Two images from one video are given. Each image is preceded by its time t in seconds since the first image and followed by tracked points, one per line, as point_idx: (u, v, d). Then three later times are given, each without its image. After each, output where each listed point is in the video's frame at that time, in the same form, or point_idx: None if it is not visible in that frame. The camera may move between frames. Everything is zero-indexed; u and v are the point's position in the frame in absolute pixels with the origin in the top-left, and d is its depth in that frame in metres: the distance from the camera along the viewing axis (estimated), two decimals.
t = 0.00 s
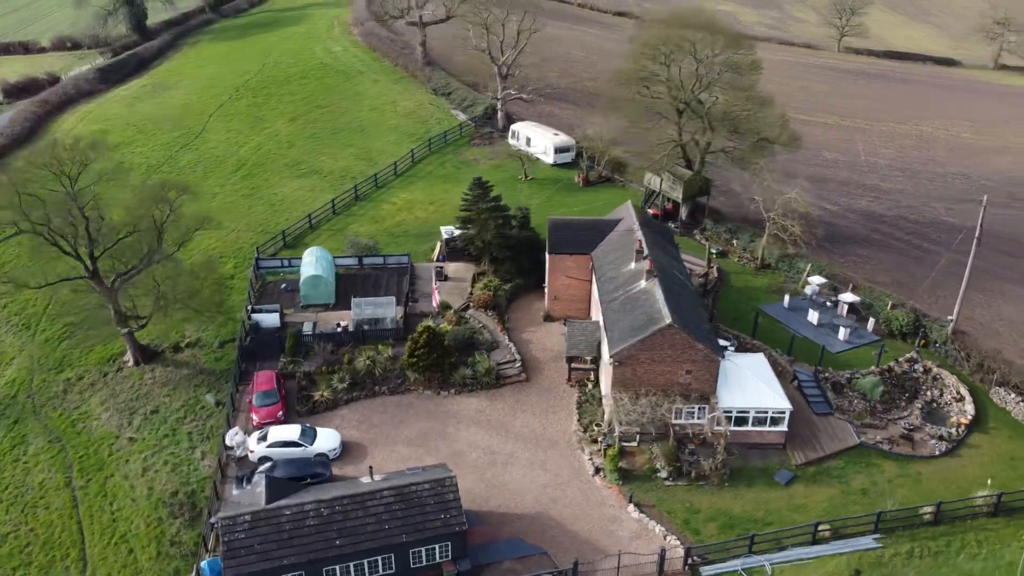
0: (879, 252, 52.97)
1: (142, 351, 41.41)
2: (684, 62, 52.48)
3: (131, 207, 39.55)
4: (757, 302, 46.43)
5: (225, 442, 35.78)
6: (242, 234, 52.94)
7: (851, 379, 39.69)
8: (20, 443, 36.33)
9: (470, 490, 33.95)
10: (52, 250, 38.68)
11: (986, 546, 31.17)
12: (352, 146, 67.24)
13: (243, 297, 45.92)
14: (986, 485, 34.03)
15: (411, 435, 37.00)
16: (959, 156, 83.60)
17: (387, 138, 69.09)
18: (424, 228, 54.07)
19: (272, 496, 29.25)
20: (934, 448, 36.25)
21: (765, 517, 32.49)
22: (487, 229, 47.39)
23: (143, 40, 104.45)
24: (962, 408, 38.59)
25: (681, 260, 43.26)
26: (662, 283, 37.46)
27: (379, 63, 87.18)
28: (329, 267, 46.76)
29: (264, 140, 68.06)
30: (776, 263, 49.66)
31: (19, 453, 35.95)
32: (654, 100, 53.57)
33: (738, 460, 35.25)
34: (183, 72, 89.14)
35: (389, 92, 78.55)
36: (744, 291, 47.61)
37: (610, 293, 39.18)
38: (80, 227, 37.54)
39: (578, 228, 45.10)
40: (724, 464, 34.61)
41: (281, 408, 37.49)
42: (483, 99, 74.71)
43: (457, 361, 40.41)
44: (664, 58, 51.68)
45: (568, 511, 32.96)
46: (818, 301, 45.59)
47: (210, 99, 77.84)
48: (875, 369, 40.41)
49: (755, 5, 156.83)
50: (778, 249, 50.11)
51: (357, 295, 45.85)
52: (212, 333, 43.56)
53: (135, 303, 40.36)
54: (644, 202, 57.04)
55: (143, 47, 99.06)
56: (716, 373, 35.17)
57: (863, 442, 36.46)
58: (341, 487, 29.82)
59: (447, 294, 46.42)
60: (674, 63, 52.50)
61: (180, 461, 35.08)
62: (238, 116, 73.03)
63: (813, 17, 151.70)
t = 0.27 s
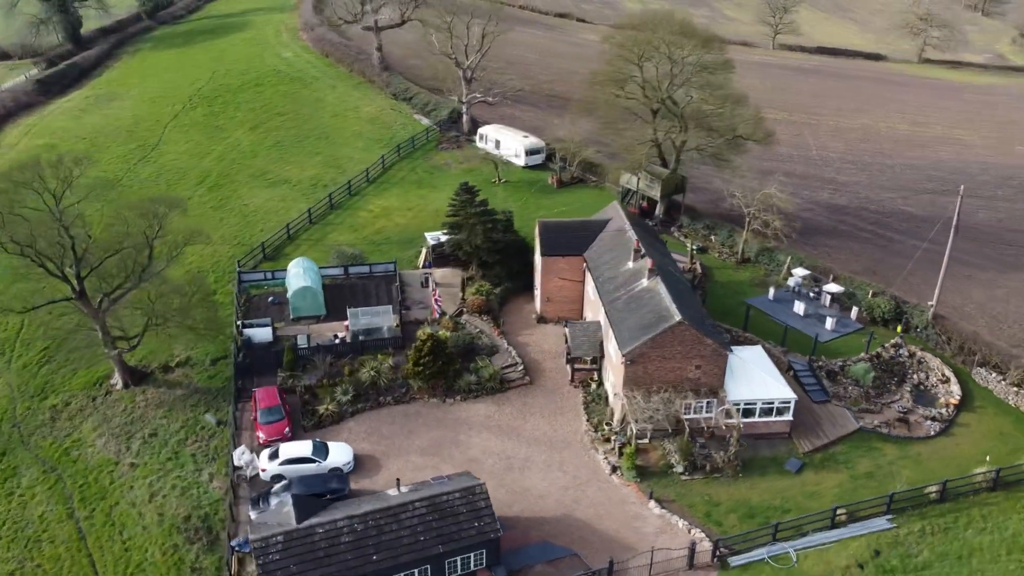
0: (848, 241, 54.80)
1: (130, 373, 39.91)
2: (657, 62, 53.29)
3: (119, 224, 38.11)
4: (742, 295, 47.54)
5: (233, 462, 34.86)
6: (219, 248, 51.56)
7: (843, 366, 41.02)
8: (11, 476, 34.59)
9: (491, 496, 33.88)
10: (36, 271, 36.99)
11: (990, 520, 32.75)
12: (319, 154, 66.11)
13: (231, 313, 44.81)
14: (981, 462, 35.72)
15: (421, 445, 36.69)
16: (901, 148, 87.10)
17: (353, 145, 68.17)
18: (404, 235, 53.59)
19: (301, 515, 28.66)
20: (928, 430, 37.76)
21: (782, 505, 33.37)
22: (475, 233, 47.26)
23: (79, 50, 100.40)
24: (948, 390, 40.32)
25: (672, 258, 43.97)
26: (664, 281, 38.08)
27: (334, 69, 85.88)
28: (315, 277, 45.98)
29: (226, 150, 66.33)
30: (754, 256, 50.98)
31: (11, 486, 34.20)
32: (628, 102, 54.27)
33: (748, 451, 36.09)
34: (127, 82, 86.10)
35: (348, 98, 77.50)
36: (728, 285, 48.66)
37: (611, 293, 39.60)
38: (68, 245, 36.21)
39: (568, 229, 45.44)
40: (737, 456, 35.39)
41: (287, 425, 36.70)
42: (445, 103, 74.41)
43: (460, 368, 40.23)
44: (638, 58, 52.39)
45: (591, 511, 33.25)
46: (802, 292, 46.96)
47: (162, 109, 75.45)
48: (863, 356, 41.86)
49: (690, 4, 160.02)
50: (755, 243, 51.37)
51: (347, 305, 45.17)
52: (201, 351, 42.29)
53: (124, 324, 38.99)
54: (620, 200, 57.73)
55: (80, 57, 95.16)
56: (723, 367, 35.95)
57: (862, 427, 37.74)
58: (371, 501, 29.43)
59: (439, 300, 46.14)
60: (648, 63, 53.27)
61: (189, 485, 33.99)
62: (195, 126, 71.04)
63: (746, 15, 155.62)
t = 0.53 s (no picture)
0: (818, 233, 56.59)
1: (122, 396, 38.48)
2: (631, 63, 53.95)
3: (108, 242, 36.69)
4: (727, 289, 48.59)
5: (242, 482, 34.04)
6: (195, 262, 50.06)
7: (833, 354, 42.42)
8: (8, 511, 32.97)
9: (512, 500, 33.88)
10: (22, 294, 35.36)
11: (989, 495, 34.36)
12: (285, 163, 64.80)
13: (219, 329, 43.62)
14: (972, 439, 37.44)
15: (434, 453, 36.40)
16: (848, 140, 90.28)
17: (318, 153, 67.04)
18: (386, 243, 53.04)
19: (335, 532, 28.14)
20: (920, 411, 39.33)
21: (796, 492, 34.32)
22: (463, 238, 47.11)
23: (10, 60, 95.89)
24: (932, 371, 42.04)
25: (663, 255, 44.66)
26: (665, 278, 38.68)
27: (287, 75, 84.20)
28: (302, 288, 45.04)
29: (188, 161, 64.46)
30: (733, 251, 52.16)
31: (10, 521, 32.64)
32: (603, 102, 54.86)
33: (755, 442, 36.97)
34: (69, 93, 82.69)
35: (307, 105, 76.17)
36: (712, 279, 49.71)
37: (612, 292, 40.05)
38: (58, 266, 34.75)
39: (558, 230, 45.67)
40: (746, 446, 36.23)
41: (295, 440, 35.90)
42: (408, 107, 73.82)
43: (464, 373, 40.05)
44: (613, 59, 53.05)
45: (613, 509, 33.57)
46: (784, 284, 48.33)
47: (112, 121, 72.77)
48: (851, 343, 43.35)
49: (628, 4, 162.38)
50: (733, 237, 52.59)
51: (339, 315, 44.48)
52: (193, 369, 41.04)
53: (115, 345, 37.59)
54: (595, 200, 58.08)
55: (13, 68, 90.93)
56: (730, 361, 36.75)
57: (858, 411, 39.07)
58: (403, 514, 29.11)
59: (431, 307, 45.83)
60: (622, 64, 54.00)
61: (200, 508, 33.00)
62: (151, 137, 68.78)
63: (683, 14, 158.76)
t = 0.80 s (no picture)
0: (787, 225, 58.26)
1: (115, 420, 37.01)
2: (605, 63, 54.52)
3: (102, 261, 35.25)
4: (711, 283, 49.57)
5: (255, 501, 33.25)
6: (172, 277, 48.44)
7: (822, 342, 43.76)
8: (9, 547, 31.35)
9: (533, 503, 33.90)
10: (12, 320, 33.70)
11: (985, 470, 36.01)
12: (251, 172, 63.27)
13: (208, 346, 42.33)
14: (961, 418, 39.16)
15: (448, 461, 36.11)
16: (796, 134, 93.08)
17: (284, 161, 65.66)
18: (367, 250, 52.32)
19: (371, 548, 27.71)
20: (909, 394, 40.88)
21: (807, 478, 35.29)
22: (452, 243, 46.80)
23: None
24: (915, 354, 43.76)
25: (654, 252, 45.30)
26: (665, 275, 39.28)
27: (240, 82, 82.19)
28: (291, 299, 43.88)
29: (147, 173, 62.26)
30: (711, 245, 53.24)
31: (12, 558, 31.04)
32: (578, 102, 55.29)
33: (760, 431, 37.86)
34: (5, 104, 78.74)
35: (264, 112, 74.45)
36: (694, 274, 50.65)
37: (612, 291, 40.45)
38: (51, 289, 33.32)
39: (548, 231, 45.86)
40: (753, 437, 37.07)
41: (306, 456, 35.16)
42: (370, 112, 72.90)
43: (468, 379, 39.86)
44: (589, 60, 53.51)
45: (634, 505, 33.92)
46: (765, 276, 49.61)
47: (59, 133, 69.70)
48: (837, 331, 44.80)
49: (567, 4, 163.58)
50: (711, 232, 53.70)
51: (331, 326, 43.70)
52: (187, 387, 39.72)
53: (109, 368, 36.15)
54: (570, 205, 58.24)
55: None
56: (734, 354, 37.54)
57: (852, 396, 40.42)
58: (437, 524, 28.85)
59: (424, 313, 45.42)
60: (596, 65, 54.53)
61: (216, 531, 32.02)
62: (103, 149, 66.17)
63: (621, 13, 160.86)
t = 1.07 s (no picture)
0: (755, 217, 59.81)
1: (112, 445, 35.53)
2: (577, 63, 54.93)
3: (97, 278, 33.88)
4: (693, 277, 50.52)
5: (272, 520, 32.47)
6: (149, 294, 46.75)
7: (808, 330, 45.10)
8: None
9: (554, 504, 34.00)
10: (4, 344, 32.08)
11: (975, 444, 37.74)
12: (214, 182, 61.56)
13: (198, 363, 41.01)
14: (946, 396, 40.94)
15: (462, 466, 35.89)
16: (743, 128, 95.51)
17: (247, 169, 64.09)
18: (347, 258, 51.50)
19: (411, 560, 27.35)
20: (895, 376, 42.49)
21: (813, 462, 36.36)
22: (441, 247, 46.45)
23: None
24: (895, 338, 45.50)
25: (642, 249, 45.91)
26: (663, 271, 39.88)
27: (188, 90, 79.77)
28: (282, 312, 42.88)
29: (105, 186, 59.88)
30: (688, 240, 54.28)
31: None
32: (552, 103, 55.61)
33: (762, 420, 38.81)
34: None
35: (219, 120, 72.46)
36: (675, 269, 51.53)
37: (610, 289, 40.84)
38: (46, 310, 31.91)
39: (537, 232, 45.98)
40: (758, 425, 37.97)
41: (319, 471, 34.45)
42: (330, 117, 71.73)
43: (472, 383, 39.67)
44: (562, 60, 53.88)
45: (652, 499, 34.37)
46: (745, 268, 50.86)
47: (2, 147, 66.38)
48: (820, 318, 46.24)
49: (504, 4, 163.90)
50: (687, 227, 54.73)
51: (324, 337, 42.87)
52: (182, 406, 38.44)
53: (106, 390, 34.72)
54: (544, 207, 58.27)
55: None
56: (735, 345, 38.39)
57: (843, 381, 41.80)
58: (472, 531, 28.69)
59: (416, 319, 45.00)
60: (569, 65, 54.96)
61: (236, 553, 31.10)
62: (54, 163, 63.35)
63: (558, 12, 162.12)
